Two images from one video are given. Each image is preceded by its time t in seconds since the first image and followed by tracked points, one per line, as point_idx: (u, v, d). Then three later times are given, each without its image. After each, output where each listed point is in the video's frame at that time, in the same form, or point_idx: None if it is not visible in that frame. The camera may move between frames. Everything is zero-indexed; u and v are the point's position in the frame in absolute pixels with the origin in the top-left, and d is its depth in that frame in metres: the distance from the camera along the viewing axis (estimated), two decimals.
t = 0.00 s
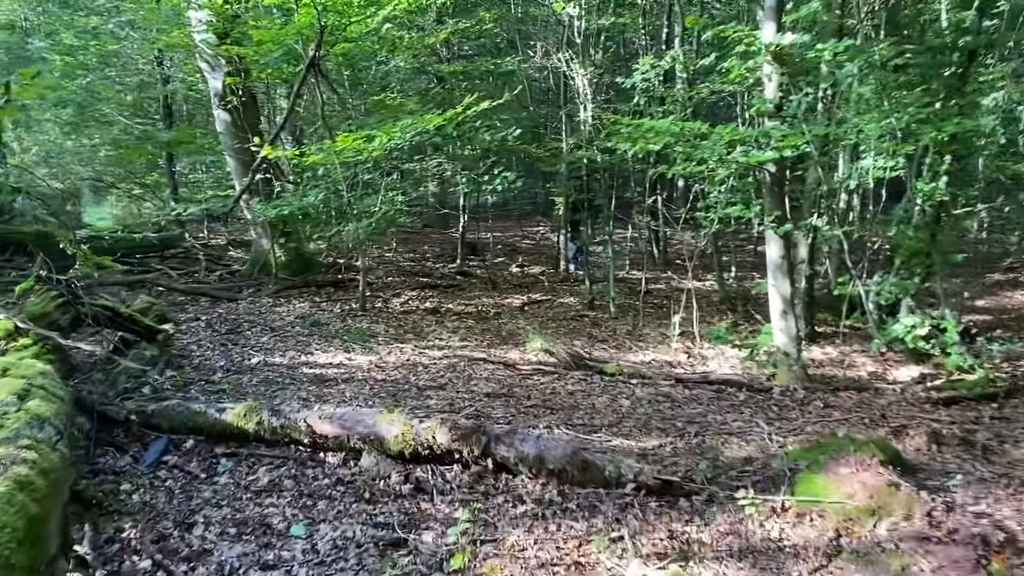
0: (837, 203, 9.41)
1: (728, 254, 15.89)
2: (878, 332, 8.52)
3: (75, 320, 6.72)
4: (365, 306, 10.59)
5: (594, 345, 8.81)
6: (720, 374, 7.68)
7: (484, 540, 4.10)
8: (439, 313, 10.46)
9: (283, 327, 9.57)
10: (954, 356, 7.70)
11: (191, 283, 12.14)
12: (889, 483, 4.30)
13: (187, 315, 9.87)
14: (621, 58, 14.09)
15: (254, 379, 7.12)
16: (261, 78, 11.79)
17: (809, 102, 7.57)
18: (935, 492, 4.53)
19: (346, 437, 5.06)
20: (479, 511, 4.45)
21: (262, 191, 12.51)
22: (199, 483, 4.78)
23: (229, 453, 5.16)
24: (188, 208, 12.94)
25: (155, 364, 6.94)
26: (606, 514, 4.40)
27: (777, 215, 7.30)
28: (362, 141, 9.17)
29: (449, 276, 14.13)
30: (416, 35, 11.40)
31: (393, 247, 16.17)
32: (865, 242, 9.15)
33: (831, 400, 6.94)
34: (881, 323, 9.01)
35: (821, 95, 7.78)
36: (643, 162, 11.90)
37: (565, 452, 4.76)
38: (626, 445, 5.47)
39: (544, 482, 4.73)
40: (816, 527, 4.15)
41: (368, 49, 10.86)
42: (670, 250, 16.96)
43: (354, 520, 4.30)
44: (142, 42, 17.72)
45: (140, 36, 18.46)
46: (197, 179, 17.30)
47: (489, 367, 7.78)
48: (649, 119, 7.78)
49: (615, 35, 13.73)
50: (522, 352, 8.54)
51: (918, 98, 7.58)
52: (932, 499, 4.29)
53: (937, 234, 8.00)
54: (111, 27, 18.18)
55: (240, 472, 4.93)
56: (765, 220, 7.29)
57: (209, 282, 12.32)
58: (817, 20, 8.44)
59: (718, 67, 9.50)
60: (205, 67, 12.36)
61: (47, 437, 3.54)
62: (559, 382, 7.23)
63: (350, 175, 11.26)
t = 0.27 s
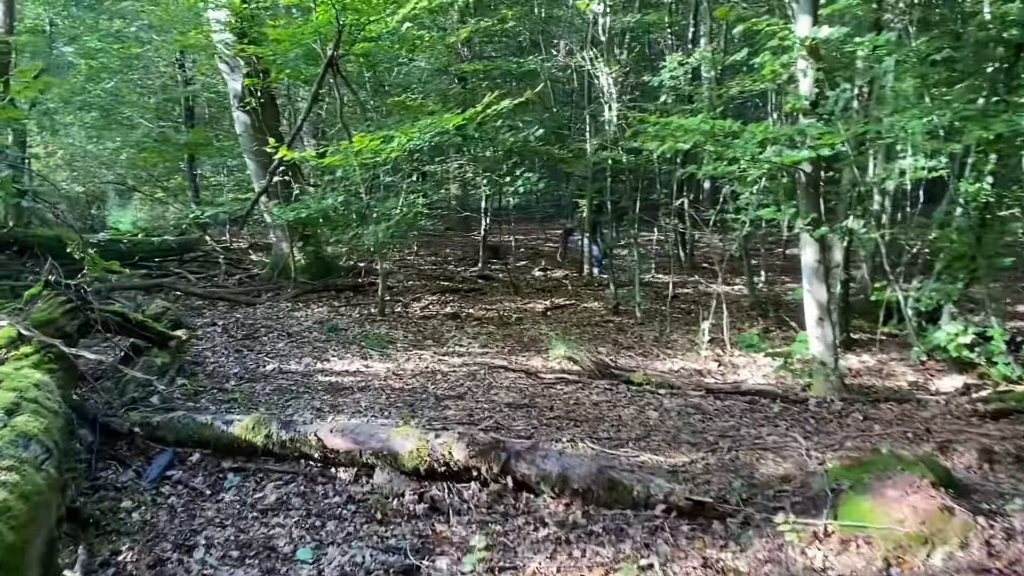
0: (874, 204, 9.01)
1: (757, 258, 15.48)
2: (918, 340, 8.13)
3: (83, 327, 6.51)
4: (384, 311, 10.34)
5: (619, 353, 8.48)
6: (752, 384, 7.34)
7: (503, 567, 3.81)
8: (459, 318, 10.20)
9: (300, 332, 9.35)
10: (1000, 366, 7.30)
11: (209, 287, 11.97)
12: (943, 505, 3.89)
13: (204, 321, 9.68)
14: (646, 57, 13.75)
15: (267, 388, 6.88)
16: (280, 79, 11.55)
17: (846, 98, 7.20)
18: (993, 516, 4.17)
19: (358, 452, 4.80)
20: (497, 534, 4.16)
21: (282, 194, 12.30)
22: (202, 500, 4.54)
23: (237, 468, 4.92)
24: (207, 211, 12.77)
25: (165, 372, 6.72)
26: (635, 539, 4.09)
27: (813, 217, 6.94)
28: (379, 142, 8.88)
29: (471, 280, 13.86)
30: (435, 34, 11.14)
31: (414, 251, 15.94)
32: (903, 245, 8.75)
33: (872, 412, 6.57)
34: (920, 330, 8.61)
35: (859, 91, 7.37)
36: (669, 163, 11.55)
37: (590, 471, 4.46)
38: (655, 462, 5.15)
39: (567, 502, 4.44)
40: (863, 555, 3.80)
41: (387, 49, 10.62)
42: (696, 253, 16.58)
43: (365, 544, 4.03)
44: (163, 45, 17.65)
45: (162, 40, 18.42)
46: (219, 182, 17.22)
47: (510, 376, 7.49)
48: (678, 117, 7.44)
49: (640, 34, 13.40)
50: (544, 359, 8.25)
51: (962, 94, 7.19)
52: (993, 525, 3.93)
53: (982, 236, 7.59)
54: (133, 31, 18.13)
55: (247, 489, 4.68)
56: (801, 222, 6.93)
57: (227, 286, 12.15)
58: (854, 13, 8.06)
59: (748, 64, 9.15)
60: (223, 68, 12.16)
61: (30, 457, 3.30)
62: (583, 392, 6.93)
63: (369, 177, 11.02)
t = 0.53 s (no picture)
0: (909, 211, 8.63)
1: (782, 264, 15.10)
2: (958, 352, 7.74)
3: (87, 339, 6.28)
4: (400, 320, 10.08)
5: (643, 365, 8.16)
6: (783, 400, 7.00)
7: None
8: (477, 327, 9.91)
9: (313, 341, 9.11)
10: None
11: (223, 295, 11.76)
12: (1004, 542, 3.42)
13: (216, 330, 9.46)
14: (669, 58, 13.43)
15: (277, 402, 6.62)
16: (296, 83, 11.32)
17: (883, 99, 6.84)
18: None
19: (367, 476, 4.52)
20: (515, 569, 3.86)
21: (299, 200, 12.07)
22: (202, 527, 4.27)
23: (240, 491, 4.65)
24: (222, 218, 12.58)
25: (171, 385, 6.47)
26: (664, 575, 3.77)
27: (848, 224, 6.58)
28: (394, 146, 8.55)
29: (489, 287, 13.58)
30: (453, 35, 10.87)
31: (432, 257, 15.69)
32: (940, 252, 8.37)
33: (912, 430, 6.21)
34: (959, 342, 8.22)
35: (896, 92, 7.02)
36: (693, 167, 11.21)
37: (615, 500, 4.14)
38: (683, 488, 4.83)
39: (591, 532, 4.12)
40: None
41: (404, 50, 10.37)
42: (720, 259, 16.20)
43: None
44: (180, 48, 17.52)
45: (180, 44, 18.33)
46: (236, 187, 17.07)
47: (529, 389, 7.19)
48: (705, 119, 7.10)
49: (663, 35, 13.08)
50: (564, 371, 7.95)
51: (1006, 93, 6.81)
52: None
53: None
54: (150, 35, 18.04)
55: (250, 514, 4.42)
56: (835, 230, 6.58)
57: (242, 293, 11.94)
58: (890, 10, 7.70)
59: (777, 65, 8.82)
60: (238, 73, 11.94)
61: (6, 488, 3.04)
62: (606, 408, 6.62)
63: (385, 182, 10.75)
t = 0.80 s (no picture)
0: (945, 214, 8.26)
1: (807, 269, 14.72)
2: (998, 362, 7.37)
3: (87, 347, 6.05)
4: (415, 326, 9.83)
5: (666, 375, 7.86)
6: (814, 413, 6.66)
7: None
8: (493, 335, 9.63)
9: (325, 349, 8.86)
10: None
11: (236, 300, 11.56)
12: None
13: (226, 337, 9.24)
14: (691, 57, 13.10)
15: (286, 413, 6.38)
16: (310, 83, 11.10)
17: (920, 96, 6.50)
18: None
19: (375, 496, 4.24)
20: None
21: (314, 204, 11.83)
22: (199, 551, 4.01)
23: (241, 512, 4.40)
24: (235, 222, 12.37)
25: (176, 397, 6.25)
26: None
27: (884, 228, 6.25)
28: (408, 148, 8.24)
29: (506, 292, 13.31)
30: (469, 34, 10.61)
31: (448, 261, 15.45)
32: (978, 258, 8.00)
33: (953, 446, 5.86)
34: (998, 351, 7.85)
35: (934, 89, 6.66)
36: (716, 169, 10.88)
37: (641, 522, 3.78)
38: (711, 510, 4.53)
39: (613, 561, 3.77)
40: None
41: (419, 50, 10.13)
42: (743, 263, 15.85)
43: None
44: (195, 50, 17.39)
45: (196, 47, 18.21)
46: (251, 189, 16.92)
47: (547, 400, 6.90)
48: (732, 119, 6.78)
49: (685, 33, 12.77)
50: (584, 382, 7.65)
51: None
52: None
53: None
54: (166, 37, 17.93)
55: (251, 537, 4.16)
56: (870, 234, 6.25)
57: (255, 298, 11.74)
58: (926, 3, 7.35)
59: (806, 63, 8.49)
60: (251, 74, 11.73)
61: None
62: (628, 422, 6.32)
63: (399, 185, 10.49)
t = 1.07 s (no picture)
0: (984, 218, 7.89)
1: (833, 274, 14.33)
2: None
3: (88, 358, 5.83)
4: (431, 334, 9.57)
5: (691, 386, 7.55)
6: (847, 428, 6.33)
7: None
8: (511, 343, 9.35)
9: (338, 357, 8.61)
10: None
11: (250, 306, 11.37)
12: None
13: (238, 345, 9.02)
14: (715, 57, 12.78)
15: (295, 426, 6.14)
16: (325, 85, 10.88)
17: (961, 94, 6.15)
18: None
19: (383, 522, 3.97)
20: None
21: (331, 210, 11.60)
22: None
23: (242, 536, 4.15)
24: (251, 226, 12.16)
25: (182, 409, 6.02)
26: None
27: (924, 234, 5.92)
28: (422, 150, 7.93)
29: (525, 297, 13.04)
30: (487, 34, 10.36)
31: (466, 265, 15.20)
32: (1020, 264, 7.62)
33: (999, 465, 5.52)
34: None
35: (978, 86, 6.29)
36: (741, 171, 10.55)
37: (670, 552, 3.44)
38: (742, 537, 4.23)
39: None
40: None
41: (436, 51, 9.89)
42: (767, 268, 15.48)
43: None
44: (212, 54, 17.27)
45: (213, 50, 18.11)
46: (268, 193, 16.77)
47: (567, 413, 6.61)
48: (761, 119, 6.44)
49: (708, 33, 12.45)
50: (605, 393, 7.34)
51: None
52: None
53: None
54: (183, 41, 17.84)
55: (251, 565, 3.90)
56: (909, 240, 5.92)
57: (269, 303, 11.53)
58: None
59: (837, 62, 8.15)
60: (266, 77, 11.53)
61: None
62: (652, 438, 6.01)
63: (415, 189, 10.23)
